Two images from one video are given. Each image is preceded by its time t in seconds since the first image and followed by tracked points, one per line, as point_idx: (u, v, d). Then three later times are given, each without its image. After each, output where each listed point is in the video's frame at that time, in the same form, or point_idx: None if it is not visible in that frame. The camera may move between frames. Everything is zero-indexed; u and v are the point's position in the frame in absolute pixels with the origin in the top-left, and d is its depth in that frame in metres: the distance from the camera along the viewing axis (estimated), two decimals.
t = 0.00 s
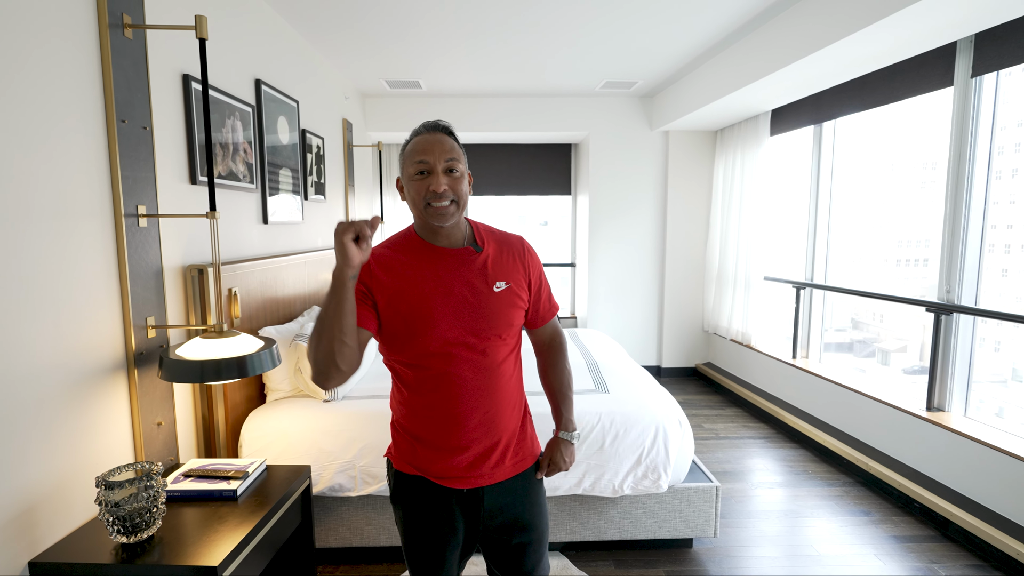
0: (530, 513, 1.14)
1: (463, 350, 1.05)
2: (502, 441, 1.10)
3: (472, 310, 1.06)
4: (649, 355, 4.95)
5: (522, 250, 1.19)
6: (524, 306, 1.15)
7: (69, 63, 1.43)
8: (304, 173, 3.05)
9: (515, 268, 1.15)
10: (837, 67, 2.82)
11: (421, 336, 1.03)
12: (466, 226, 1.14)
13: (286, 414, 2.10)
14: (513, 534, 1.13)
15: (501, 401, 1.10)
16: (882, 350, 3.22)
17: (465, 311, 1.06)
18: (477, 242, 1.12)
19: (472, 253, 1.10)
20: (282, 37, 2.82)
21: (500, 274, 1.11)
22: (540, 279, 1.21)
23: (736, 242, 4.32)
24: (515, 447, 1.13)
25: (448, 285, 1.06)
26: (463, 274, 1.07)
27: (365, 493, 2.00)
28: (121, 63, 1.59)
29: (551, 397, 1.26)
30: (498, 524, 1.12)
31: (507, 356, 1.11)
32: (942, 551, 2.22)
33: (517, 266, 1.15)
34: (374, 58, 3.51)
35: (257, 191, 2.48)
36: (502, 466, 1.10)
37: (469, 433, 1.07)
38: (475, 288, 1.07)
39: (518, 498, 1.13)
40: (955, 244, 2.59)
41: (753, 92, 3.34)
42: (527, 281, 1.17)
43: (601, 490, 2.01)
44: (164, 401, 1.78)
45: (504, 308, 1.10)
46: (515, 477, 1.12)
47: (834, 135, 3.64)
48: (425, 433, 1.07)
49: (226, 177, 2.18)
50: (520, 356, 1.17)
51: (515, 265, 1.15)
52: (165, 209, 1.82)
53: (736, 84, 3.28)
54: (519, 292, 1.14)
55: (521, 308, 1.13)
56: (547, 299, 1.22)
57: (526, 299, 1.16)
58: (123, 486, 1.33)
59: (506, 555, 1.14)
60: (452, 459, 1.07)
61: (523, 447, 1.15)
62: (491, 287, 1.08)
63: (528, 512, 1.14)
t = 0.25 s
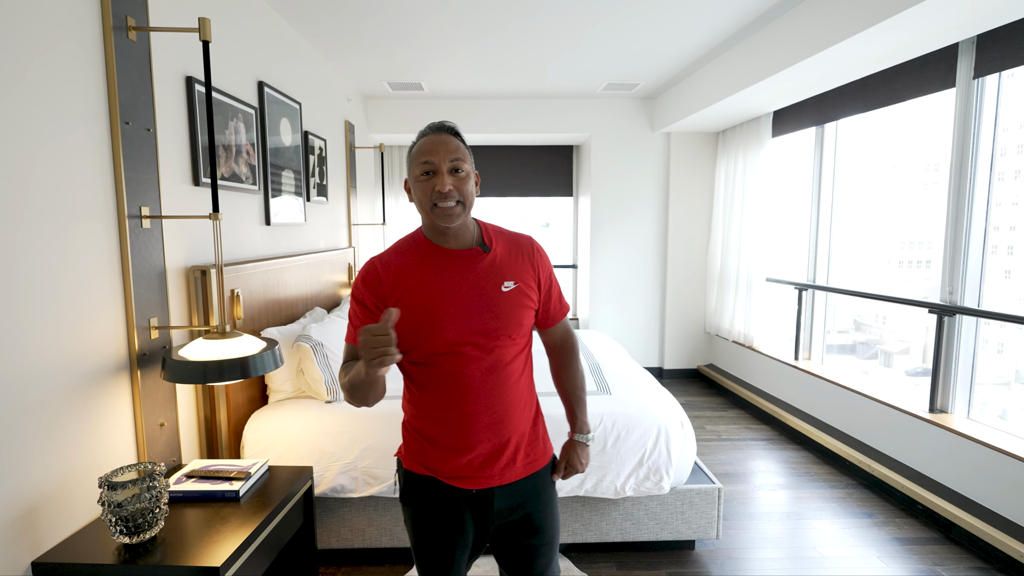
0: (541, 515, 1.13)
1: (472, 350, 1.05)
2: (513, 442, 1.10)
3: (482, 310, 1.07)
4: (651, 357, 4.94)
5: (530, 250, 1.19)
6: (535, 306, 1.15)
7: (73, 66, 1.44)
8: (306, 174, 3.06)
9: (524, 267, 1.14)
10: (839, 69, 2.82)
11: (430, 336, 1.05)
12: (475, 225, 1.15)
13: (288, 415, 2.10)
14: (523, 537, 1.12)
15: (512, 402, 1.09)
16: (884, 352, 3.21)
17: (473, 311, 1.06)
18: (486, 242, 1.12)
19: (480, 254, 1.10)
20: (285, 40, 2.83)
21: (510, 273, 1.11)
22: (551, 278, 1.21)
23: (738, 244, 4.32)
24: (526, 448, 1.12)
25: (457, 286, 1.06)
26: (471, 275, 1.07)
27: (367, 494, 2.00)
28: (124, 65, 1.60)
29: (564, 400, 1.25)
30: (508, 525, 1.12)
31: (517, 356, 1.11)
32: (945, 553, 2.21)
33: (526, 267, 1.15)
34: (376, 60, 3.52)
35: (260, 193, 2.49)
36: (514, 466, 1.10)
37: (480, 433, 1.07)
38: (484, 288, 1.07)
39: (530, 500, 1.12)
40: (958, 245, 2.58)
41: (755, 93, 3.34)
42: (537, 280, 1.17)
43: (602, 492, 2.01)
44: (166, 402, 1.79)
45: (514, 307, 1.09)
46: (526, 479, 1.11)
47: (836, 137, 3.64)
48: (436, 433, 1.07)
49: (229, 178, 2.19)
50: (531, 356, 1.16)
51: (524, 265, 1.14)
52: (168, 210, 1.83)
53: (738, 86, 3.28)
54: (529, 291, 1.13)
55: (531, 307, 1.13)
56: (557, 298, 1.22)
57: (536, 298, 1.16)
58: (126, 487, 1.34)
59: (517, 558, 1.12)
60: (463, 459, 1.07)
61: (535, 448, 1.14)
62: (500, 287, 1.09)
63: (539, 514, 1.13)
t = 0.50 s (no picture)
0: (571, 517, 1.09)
1: (492, 348, 1.03)
2: (537, 444, 1.07)
3: (506, 308, 1.03)
4: (652, 358, 4.94)
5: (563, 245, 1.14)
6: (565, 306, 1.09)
7: (77, 67, 1.44)
8: (309, 175, 3.07)
9: (555, 263, 1.09)
10: (841, 70, 2.82)
11: (452, 333, 1.05)
12: (504, 222, 1.13)
13: (290, 415, 2.10)
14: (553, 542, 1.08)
15: (536, 404, 1.05)
16: (887, 353, 3.20)
17: (494, 308, 1.04)
18: (512, 239, 1.10)
19: (506, 251, 1.07)
20: (287, 41, 2.84)
21: (536, 271, 1.07)
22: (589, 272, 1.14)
23: (740, 245, 4.32)
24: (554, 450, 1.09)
25: (480, 284, 1.04)
26: (495, 272, 1.05)
27: (369, 494, 2.01)
28: (128, 66, 1.61)
29: (600, 407, 1.15)
30: (535, 526, 1.09)
31: (545, 356, 1.07)
32: (947, 555, 2.21)
33: (556, 264, 1.09)
34: (379, 61, 3.53)
35: (262, 194, 2.49)
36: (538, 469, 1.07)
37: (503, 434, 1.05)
38: (506, 286, 1.04)
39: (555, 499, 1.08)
40: (960, 247, 2.58)
41: (756, 94, 3.34)
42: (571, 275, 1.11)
43: (604, 492, 2.01)
44: (169, 402, 1.79)
45: (538, 306, 1.05)
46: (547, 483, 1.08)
47: (838, 138, 3.64)
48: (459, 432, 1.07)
49: (231, 179, 2.19)
50: (560, 358, 1.11)
51: (554, 263, 1.09)
52: (171, 211, 1.84)
53: (740, 87, 3.28)
54: (558, 288, 1.08)
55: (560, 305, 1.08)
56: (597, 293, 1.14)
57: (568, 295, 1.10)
58: (128, 486, 1.34)
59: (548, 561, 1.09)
60: (485, 459, 1.06)
61: (560, 454, 1.09)
62: (524, 285, 1.05)
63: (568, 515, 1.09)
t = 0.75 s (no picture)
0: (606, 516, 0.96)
1: (535, 357, 0.95)
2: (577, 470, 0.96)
3: (552, 319, 0.94)
4: (653, 359, 4.94)
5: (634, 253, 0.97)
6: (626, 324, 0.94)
7: (80, 68, 1.45)
8: (311, 176, 3.07)
9: (618, 273, 0.95)
10: (843, 71, 2.81)
11: (501, 334, 0.99)
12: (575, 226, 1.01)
13: (290, 416, 2.11)
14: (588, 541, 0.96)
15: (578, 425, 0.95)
16: (889, 355, 3.20)
17: (542, 315, 0.95)
18: (578, 244, 0.98)
19: (567, 258, 0.97)
20: (289, 42, 2.85)
21: (595, 280, 0.94)
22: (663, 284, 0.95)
23: (741, 246, 4.32)
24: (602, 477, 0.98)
25: (529, 290, 0.97)
26: (549, 276, 0.96)
27: (369, 494, 2.01)
28: (131, 68, 1.62)
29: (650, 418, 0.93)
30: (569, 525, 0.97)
31: (598, 376, 0.95)
32: (950, 557, 2.20)
33: (621, 275, 0.94)
34: (381, 63, 3.54)
35: (264, 195, 2.50)
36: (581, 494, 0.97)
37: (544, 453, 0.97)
38: (558, 293, 0.94)
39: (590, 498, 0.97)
40: (962, 248, 2.57)
41: (758, 95, 3.34)
42: (637, 287, 0.94)
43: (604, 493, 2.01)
44: (170, 402, 1.80)
45: (589, 319, 0.93)
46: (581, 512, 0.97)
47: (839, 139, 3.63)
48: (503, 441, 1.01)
49: (233, 180, 2.20)
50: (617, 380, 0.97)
51: (619, 273, 0.94)
52: (173, 211, 1.84)
53: (742, 88, 3.28)
54: (617, 301, 0.93)
55: (617, 319, 0.94)
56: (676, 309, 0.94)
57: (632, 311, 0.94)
58: (130, 485, 1.34)
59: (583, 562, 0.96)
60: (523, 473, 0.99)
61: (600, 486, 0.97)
62: (578, 294, 0.93)
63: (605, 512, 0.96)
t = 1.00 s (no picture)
0: (652, 526, 1.11)
1: (605, 341, 1.11)
2: (634, 446, 1.10)
3: (622, 312, 1.08)
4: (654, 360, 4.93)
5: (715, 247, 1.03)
6: (690, 319, 1.02)
7: (80, 71, 1.45)
8: (311, 178, 3.08)
9: (689, 266, 1.02)
10: (844, 71, 2.81)
11: (580, 316, 1.18)
12: (653, 218, 1.13)
13: (290, 417, 2.11)
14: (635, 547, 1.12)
15: (638, 406, 1.08)
16: (892, 356, 3.18)
17: (613, 303, 1.10)
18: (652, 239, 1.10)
19: (641, 253, 1.09)
20: (290, 44, 2.85)
21: (663, 277, 1.04)
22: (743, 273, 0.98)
23: (742, 247, 4.32)
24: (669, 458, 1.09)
25: (605, 287, 1.12)
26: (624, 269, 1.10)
27: (369, 495, 2.01)
28: (131, 70, 1.62)
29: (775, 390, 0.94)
30: (619, 527, 1.14)
31: (665, 363, 1.05)
32: (951, 558, 2.20)
33: (688, 272, 1.02)
34: (382, 64, 3.55)
35: (264, 196, 2.50)
36: (647, 473, 1.10)
37: (614, 431, 1.12)
38: (627, 286, 1.08)
39: (642, 497, 1.11)
40: (963, 249, 2.57)
41: (758, 96, 3.34)
42: (708, 280, 1.00)
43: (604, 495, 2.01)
44: (171, 403, 1.80)
45: (654, 312, 1.04)
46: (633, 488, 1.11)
47: (840, 139, 3.63)
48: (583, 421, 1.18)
49: (234, 181, 2.20)
50: (683, 372, 1.06)
51: (686, 271, 1.02)
52: (173, 213, 1.85)
53: (742, 89, 3.28)
54: (684, 293, 1.02)
55: (686, 311, 1.02)
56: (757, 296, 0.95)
57: (704, 301, 1.00)
58: (130, 486, 1.34)
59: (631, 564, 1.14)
60: (597, 449, 1.15)
61: (655, 465, 1.09)
62: (645, 288, 1.05)
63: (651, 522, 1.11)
